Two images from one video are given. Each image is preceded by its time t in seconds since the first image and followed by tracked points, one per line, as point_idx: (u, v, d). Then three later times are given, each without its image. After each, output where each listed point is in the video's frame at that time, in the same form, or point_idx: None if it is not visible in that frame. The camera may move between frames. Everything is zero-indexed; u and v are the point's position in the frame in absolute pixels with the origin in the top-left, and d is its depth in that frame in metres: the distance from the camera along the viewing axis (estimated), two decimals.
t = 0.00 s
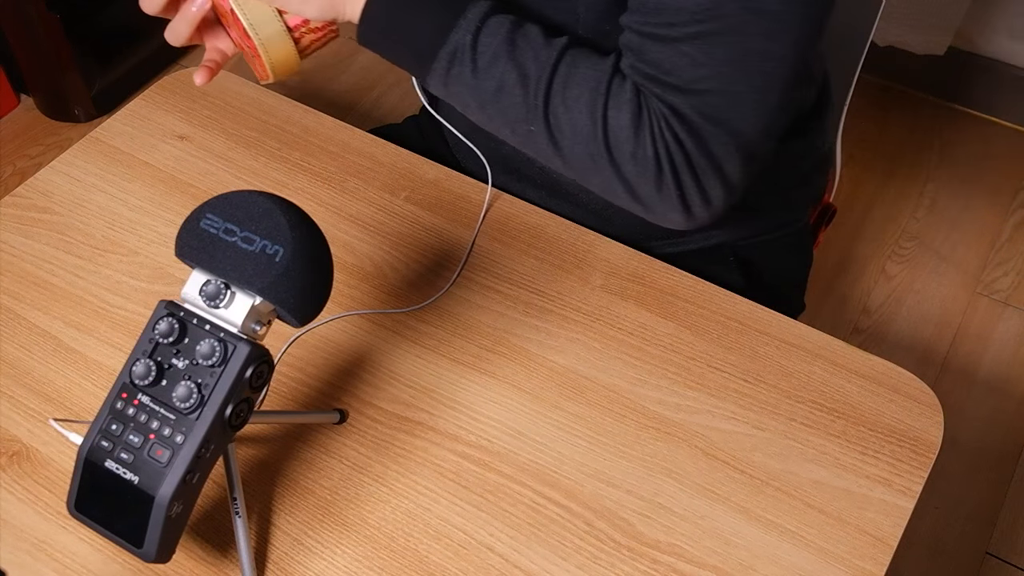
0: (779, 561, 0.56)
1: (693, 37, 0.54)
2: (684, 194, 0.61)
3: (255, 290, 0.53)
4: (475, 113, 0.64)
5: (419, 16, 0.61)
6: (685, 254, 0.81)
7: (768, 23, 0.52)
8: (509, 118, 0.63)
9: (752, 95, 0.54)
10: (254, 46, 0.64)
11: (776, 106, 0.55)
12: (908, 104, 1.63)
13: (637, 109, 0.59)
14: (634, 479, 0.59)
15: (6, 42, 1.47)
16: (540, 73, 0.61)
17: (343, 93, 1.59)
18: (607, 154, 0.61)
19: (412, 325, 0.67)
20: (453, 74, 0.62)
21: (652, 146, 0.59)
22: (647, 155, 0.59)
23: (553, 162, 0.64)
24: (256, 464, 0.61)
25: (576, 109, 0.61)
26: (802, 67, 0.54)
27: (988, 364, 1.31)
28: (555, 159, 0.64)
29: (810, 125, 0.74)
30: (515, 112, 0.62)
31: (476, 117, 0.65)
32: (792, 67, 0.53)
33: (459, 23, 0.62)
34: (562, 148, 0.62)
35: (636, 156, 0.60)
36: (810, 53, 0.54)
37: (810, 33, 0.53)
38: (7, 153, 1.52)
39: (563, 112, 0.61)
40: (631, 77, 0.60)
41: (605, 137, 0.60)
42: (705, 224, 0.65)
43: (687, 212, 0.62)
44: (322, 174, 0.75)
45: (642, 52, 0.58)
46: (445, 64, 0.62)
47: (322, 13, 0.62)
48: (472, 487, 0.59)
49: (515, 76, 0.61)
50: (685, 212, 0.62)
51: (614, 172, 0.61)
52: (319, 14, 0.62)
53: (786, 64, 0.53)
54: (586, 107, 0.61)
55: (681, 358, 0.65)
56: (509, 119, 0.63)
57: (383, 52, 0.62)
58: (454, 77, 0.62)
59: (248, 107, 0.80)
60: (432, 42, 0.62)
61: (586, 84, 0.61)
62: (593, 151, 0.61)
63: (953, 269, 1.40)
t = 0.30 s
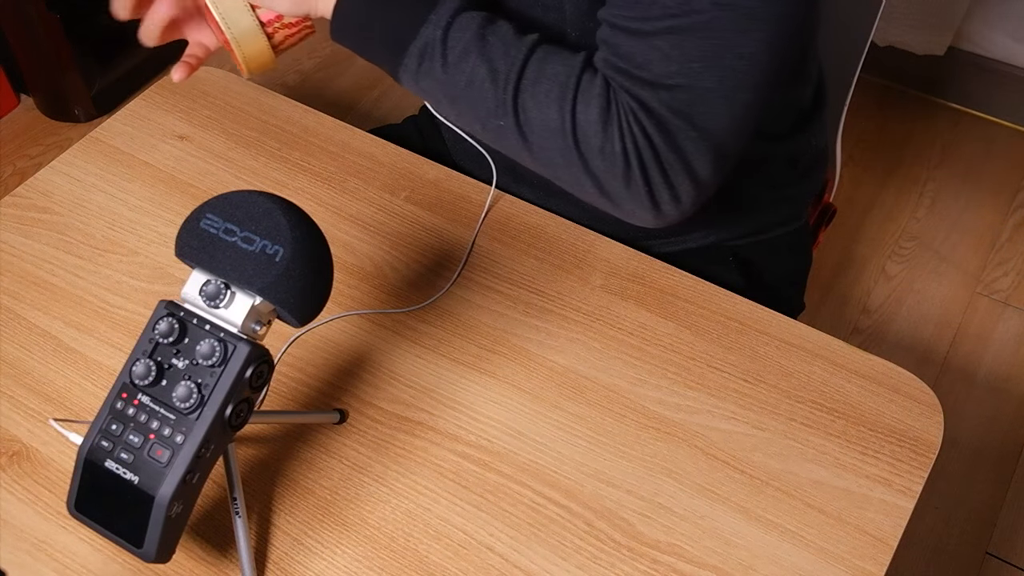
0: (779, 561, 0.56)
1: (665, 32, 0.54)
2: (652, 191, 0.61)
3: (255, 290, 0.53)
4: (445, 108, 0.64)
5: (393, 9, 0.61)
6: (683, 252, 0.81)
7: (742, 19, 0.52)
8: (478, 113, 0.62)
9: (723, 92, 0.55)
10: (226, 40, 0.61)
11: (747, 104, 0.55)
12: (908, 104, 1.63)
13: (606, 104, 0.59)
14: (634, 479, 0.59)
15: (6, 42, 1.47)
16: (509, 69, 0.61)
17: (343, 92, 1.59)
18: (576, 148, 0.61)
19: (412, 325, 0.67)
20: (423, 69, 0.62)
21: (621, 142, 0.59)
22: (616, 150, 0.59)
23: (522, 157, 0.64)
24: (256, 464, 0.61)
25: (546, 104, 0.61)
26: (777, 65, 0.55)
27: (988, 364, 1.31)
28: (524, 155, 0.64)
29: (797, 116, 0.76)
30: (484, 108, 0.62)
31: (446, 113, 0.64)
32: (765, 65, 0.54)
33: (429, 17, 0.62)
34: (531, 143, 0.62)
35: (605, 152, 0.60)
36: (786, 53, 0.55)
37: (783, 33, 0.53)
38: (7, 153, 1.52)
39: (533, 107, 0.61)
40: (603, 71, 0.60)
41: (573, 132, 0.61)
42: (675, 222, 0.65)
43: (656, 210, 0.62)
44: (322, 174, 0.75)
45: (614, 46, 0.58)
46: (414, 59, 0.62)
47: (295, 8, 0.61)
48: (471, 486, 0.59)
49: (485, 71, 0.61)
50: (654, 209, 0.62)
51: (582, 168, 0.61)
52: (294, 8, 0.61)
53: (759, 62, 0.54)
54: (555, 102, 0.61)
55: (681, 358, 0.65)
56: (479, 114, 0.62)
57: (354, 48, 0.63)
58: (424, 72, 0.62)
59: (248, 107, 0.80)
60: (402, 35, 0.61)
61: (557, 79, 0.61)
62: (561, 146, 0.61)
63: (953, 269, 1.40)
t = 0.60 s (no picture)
0: (779, 561, 0.56)
1: (643, 31, 0.55)
2: (625, 190, 0.61)
3: (255, 289, 0.53)
4: (418, 109, 0.65)
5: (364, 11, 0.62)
6: (684, 253, 0.81)
7: (718, 19, 0.53)
8: (450, 114, 0.63)
9: (698, 93, 0.55)
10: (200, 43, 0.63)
11: (723, 106, 0.56)
12: (909, 104, 1.63)
13: (580, 103, 0.60)
14: (634, 479, 0.59)
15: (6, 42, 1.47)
16: (482, 69, 0.62)
17: (343, 92, 1.59)
18: (549, 147, 0.62)
19: (411, 325, 0.67)
20: (395, 69, 0.63)
21: (594, 140, 0.59)
22: (589, 148, 0.60)
23: (496, 157, 0.65)
24: (256, 464, 0.61)
25: (518, 104, 0.62)
26: (756, 68, 0.55)
27: (988, 364, 1.31)
28: (498, 155, 0.64)
29: (795, 116, 0.76)
30: (457, 108, 0.63)
31: (419, 114, 0.65)
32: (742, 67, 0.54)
33: (402, 18, 0.63)
34: (504, 143, 0.63)
35: (578, 150, 0.61)
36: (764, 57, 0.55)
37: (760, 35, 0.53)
38: (7, 153, 1.52)
39: (506, 107, 0.62)
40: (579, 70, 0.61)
41: (547, 131, 0.61)
42: (649, 223, 0.65)
43: (630, 210, 0.63)
44: (322, 174, 0.75)
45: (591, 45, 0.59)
46: (386, 60, 0.63)
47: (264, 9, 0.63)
48: (471, 486, 0.59)
49: (457, 72, 0.62)
50: (628, 209, 0.63)
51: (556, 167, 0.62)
52: (263, 9, 0.63)
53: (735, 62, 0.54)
54: (528, 102, 0.62)
55: (681, 358, 0.65)
56: (451, 114, 0.63)
57: (328, 49, 0.64)
58: (396, 72, 0.63)
59: (247, 107, 0.80)
60: (374, 35, 0.62)
61: (529, 79, 0.62)
62: (535, 145, 0.62)
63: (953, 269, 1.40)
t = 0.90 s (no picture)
0: (779, 561, 0.56)
1: (628, 26, 0.55)
2: (606, 188, 0.61)
3: (255, 290, 0.53)
4: (400, 108, 0.65)
5: (344, 13, 0.62)
6: (685, 252, 0.82)
7: (703, 17, 0.53)
8: (432, 112, 0.63)
9: (681, 91, 0.55)
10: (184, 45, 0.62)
11: (706, 104, 0.56)
12: (908, 104, 1.63)
13: (561, 100, 0.60)
14: (634, 479, 0.59)
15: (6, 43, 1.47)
16: (464, 66, 0.62)
17: (343, 92, 1.59)
18: (530, 144, 0.62)
19: (411, 325, 0.67)
20: (377, 67, 0.63)
21: (575, 137, 0.60)
22: (570, 146, 0.60)
23: (478, 156, 0.65)
24: (255, 464, 0.61)
25: (500, 102, 0.62)
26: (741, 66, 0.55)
27: (988, 364, 1.31)
28: (479, 153, 0.65)
29: (790, 116, 0.76)
30: (439, 106, 0.63)
31: (402, 113, 0.66)
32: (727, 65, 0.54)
33: (383, 17, 0.63)
34: (486, 140, 0.63)
35: (560, 148, 0.61)
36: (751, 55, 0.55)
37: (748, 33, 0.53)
38: (6, 153, 1.52)
39: (488, 105, 0.62)
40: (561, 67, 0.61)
41: (528, 128, 0.62)
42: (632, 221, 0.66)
43: (612, 209, 0.63)
44: (322, 174, 0.75)
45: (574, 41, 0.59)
46: (368, 59, 0.63)
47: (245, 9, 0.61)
48: (471, 486, 0.59)
49: (439, 70, 0.62)
50: (610, 208, 0.63)
51: (537, 165, 0.62)
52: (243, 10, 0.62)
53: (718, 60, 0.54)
54: (510, 99, 0.62)
55: (681, 358, 0.65)
56: (433, 112, 0.63)
57: (310, 51, 0.64)
58: (378, 72, 0.63)
59: (247, 107, 0.80)
60: (356, 34, 0.63)
61: (510, 77, 0.62)
62: (516, 143, 0.62)
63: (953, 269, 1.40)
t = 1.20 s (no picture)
0: (778, 561, 0.56)
1: (614, 14, 0.54)
2: (583, 179, 0.61)
3: (255, 289, 0.53)
4: (370, 104, 0.64)
5: (309, 7, 0.61)
6: (685, 253, 0.82)
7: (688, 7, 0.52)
8: (405, 106, 0.63)
9: (664, 80, 0.55)
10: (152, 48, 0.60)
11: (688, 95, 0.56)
12: (908, 104, 1.63)
13: (538, 90, 0.60)
14: (634, 479, 0.59)
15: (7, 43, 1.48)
16: (435, 58, 0.62)
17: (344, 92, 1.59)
18: (505, 135, 0.61)
19: (411, 325, 0.67)
20: (346, 61, 0.62)
21: (552, 127, 0.59)
22: (547, 137, 0.60)
23: (450, 150, 0.64)
24: (255, 464, 0.61)
25: (472, 94, 0.61)
26: (725, 61, 0.55)
27: (988, 364, 1.31)
28: (452, 147, 0.64)
29: (791, 115, 0.76)
30: (411, 99, 0.62)
31: (372, 108, 0.65)
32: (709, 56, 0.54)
33: (352, 9, 0.62)
34: (460, 133, 0.62)
35: (536, 138, 0.61)
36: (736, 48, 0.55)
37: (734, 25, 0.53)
38: (6, 153, 1.52)
39: (461, 97, 0.62)
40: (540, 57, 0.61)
41: (503, 119, 0.61)
42: (607, 214, 0.65)
43: (588, 200, 0.63)
44: (321, 174, 0.75)
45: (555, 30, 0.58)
46: (337, 53, 0.62)
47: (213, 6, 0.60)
48: (471, 486, 0.59)
49: (411, 62, 0.62)
50: (586, 200, 0.63)
51: (512, 157, 0.62)
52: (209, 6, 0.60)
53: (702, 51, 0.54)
54: (484, 90, 0.61)
55: (682, 358, 0.65)
56: (405, 106, 0.63)
57: (275, 46, 0.63)
58: (349, 66, 0.62)
59: (247, 107, 0.80)
60: (325, 27, 0.62)
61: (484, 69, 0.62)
62: (491, 135, 0.62)
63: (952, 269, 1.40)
